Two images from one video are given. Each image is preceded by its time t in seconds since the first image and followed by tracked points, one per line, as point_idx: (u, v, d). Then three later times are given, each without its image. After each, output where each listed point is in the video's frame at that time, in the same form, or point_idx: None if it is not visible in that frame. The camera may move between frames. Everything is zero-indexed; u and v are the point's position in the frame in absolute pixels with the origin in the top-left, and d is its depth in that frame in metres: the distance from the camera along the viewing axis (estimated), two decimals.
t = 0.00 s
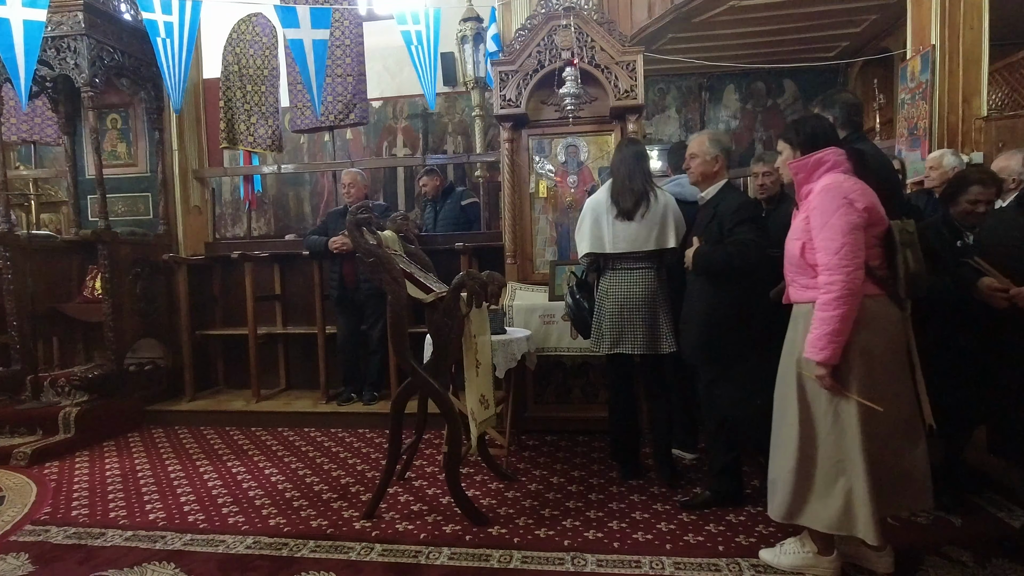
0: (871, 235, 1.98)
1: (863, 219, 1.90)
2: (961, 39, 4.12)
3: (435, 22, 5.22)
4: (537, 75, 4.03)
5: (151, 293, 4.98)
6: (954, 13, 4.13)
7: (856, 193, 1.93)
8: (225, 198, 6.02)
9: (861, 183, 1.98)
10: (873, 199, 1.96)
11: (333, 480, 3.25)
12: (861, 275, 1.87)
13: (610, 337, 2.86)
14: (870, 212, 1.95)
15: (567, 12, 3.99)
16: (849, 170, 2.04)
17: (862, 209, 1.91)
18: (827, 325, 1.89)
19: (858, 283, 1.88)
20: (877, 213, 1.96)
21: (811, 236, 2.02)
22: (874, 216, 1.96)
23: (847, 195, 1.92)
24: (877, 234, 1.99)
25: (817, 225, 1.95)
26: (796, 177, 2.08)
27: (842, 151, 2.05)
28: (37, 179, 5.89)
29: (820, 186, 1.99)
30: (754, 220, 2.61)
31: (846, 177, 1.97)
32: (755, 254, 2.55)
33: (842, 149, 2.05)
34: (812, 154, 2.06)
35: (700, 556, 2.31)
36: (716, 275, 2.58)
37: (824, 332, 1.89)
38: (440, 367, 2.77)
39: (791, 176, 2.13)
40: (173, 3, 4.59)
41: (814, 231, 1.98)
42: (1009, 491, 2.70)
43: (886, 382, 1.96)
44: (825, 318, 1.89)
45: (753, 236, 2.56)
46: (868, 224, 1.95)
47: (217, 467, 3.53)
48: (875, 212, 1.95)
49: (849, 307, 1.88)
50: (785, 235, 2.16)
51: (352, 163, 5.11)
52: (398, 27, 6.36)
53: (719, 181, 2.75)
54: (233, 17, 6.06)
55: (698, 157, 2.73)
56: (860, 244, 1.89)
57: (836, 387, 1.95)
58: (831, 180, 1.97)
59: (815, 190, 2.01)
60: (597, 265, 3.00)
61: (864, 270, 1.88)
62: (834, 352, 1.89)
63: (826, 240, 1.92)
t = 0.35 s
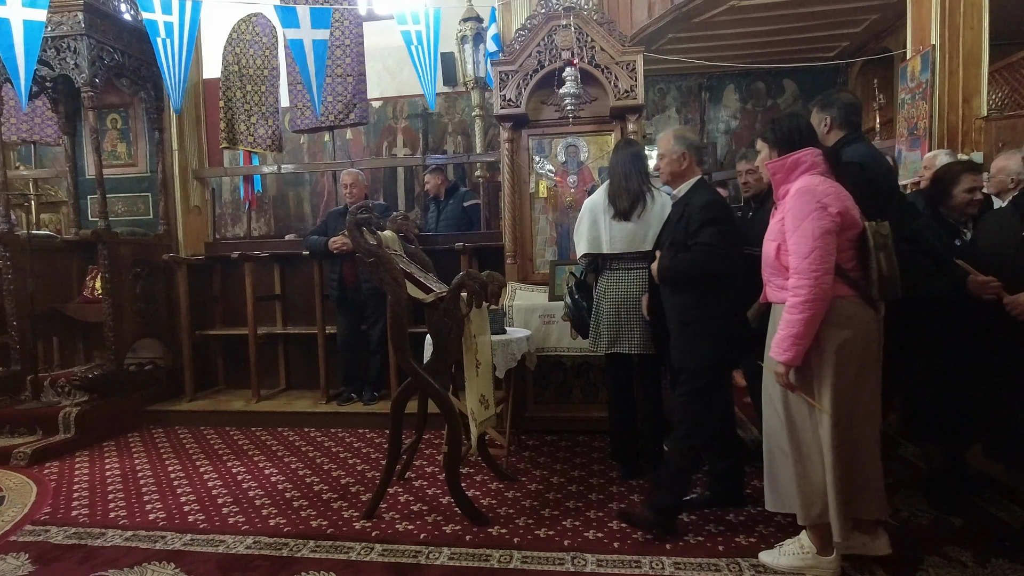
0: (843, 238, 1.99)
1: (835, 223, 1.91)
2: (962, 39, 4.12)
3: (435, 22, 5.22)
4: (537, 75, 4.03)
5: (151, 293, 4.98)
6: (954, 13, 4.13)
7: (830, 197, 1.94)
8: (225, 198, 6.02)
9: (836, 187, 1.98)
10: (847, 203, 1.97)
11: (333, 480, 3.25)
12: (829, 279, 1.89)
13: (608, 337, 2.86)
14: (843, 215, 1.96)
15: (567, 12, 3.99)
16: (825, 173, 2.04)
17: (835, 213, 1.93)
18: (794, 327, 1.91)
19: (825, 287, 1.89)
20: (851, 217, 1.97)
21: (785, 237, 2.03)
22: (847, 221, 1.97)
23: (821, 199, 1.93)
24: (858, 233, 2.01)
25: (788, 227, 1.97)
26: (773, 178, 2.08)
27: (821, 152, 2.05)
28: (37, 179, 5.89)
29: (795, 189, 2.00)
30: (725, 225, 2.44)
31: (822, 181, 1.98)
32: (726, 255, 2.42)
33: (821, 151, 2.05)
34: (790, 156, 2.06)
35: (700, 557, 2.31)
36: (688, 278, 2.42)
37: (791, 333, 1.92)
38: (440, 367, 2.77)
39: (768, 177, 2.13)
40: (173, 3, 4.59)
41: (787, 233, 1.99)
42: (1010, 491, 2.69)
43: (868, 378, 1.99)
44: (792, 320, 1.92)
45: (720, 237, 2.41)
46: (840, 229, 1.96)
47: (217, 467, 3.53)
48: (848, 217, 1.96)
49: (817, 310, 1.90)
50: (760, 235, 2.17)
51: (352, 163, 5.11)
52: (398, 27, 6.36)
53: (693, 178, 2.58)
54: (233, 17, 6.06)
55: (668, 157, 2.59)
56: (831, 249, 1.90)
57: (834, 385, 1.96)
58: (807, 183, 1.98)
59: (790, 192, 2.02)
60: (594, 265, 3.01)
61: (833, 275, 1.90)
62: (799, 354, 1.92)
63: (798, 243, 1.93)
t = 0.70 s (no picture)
0: (836, 237, 2.01)
1: (830, 220, 1.93)
2: (962, 39, 4.12)
3: (435, 23, 5.22)
4: (537, 75, 4.03)
5: (151, 293, 4.99)
6: (954, 13, 4.13)
7: (824, 195, 1.96)
8: (225, 198, 6.02)
9: (829, 185, 2.01)
10: (840, 201, 1.99)
11: (333, 480, 3.25)
12: (827, 275, 1.90)
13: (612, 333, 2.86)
14: (837, 213, 1.98)
15: (567, 12, 3.99)
16: (817, 173, 2.07)
17: (830, 210, 1.94)
18: (794, 323, 1.91)
19: (823, 283, 1.90)
20: (844, 215, 1.99)
21: (780, 236, 2.05)
22: (841, 218, 1.99)
23: (816, 197, 1.95)
24: (851, 231, 2.03)
25: (784, 224, 1.99)
26: (766, 179, 2.11)
27: (811, 153, 2.09)
28: (37, 179, 5.89)
29: (788, 188, 2.02)
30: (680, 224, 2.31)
31: (814, 180, 2.01)
32: (695, 256, 2.37)
33: (812, 152, 2.09)
34: (783, 157, 2.09)
35: (700, 556, 2.31)
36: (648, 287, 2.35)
37: (791, 329, 1.91)
38: (440, 367, 2.77)
39: (761, 178, 2.15)
40: (173, 3, 4.59)
41: (783, 231, 2.01)
42: (1010, 491, 2.69)
43: (863, 376, 2.00)
44: (792, 316, 1.91)
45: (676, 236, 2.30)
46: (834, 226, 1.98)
47: (217, 467, 3.53)
48: (841, 215, 1.98)
49: (815, 305, 1.90)
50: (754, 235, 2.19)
51: (352, 163, 5.11)
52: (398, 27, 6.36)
53: (660, 176, 2.41)
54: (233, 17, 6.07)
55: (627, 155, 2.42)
56: (827, 245, 1.92)
57: (834, 385, 1.96)
58: (801, 181, 2.00)
59: (784, 191, 2.04)
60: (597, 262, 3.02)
61: (830, 270, 1.92)
62: (799, 349, 1.91)
63: (795, 240, 1.94)
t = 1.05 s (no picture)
0: (833, 232, 2.01)
1: (827, 215, 1.94)
2: (962, 39, 4.12)
3: (435, 23, 5.22)
4: (537, 75, 4.03)
5: (151, 293, 4.98)
6: (954, 13, 4.13)
7: (820, 190, 1.97)
8: (225, 198, 6.02)
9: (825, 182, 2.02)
10: (836, 197, 2.00)
11: (333, 480, 3.25)
12: (826, 268, 1.90)
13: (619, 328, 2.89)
14: (834, 208, 1.99)
15: (567, 12, 3.99)
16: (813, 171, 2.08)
17: (826, 205, 1.95)
18: (795, 317, 1.91)
19: (823, 276, 1.91)
20: (841, 211, 2.00)
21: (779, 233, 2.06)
22: (838, 214, 2.00)
23: (812, 193, 1.96)
24: (848, 227, 2.03)
25: (782, 221, 2.00)
26: (763, 178, 2.12)
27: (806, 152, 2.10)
28: (37, 179, 5.89)
29: (785, 186, 2.04)
30: (648, 223, 2.33)
31: (810, 177, 2.02)
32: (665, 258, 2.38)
33: (806, 151, 2.10)
34: (778, 156, 2.10)
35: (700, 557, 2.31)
36: (634, 287, 2.35)
37: (792, 323, 1.92)
38: (439, 367, 2.77)
39: (757, 178, 2.16)
40: (173, 3, 4.59)
41: (781, 227, 2.01)
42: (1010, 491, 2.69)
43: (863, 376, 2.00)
44: (793, 310, 1.92)
45: (643, 235, 2.32)
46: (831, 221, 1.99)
47: (217, 467, 3.53)
48: (838, 209, 1.99)
49: (815, 298, 1.91)
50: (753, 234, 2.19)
51: (352, 163, 5.11)
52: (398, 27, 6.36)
53: (625, 177, 2.44)
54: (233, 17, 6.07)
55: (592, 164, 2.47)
56: (825, 239, 1.92)
57: (835, 385, 1.96)
58: (797, 179, 2.01)
59: (781, 189, 2.05)
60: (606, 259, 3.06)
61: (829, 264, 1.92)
62: (802, 342, 1.91)
63: (793, 235, 1.95)
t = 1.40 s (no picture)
0: (835, 233, 2.01)
1: (828, 216, 1.94)
2: (961, 39, 4.12)
3: (435, 23, 5.22)
4: (537, 75, 4.03)
5: (151, 293, 4.98)
6: (954, 13, 4.13)
7: (821, 192, 1.97)
8: (225, 198, 6.02)
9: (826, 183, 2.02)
10: (837, 198, 2.00)
11: (332, 480, 3.25)
12: (827, 269, 1.90)
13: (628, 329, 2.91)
14: (836, 209, 1.98)
15: (567, 12, 3.99)
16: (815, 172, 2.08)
17: (828, 207, 1.95)
18: (796, 317, 1.92)
19: (824, 277, 1.91)
20: (843, 212, 2.00)
21: (780, 234, 2.06)
22: (840, 215, 2.00)
23: (813, 194, 1.96)
24: (848, 228, 2.04)
25: (783, 222, 2.00)
26: (764, 180, 2.12)
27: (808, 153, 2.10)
28: (37, 179, 5.89)
29: (786, 188, 2.04)
30: (614, 224, 2.36)
31: (811, 178, 2.02)
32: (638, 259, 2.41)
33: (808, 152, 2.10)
34: (779, 158, 2.10)
35: (700, 557, 2.31)
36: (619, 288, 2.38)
37: (793, 323, 1.92)
38: (439, 367, 2.77)
39: (759, 180, 2.16)
40: (173, 3, 4.59)
41: (783, 228, 2.02)
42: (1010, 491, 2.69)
43: (863, 376, 2.00)
44: (794, 310, 1.92)
45: (609, 235, 2.35)
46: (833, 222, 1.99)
47: (217, 467, 3.53)
48: (839, 210, 1.99)
49: (816, 299, 1.91)
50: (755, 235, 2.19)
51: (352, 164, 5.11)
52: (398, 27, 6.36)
53: (593, 182, 2.47)
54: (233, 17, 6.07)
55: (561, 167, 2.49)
56: (826, 240, 1.92)
57: (835, 385, 1.96)
58: (798, 180, 2.01)
59: (782, 190, 2.05)
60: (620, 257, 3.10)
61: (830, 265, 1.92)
62: (803, 342, 1.92)
63: (794, 236, 1.95)
